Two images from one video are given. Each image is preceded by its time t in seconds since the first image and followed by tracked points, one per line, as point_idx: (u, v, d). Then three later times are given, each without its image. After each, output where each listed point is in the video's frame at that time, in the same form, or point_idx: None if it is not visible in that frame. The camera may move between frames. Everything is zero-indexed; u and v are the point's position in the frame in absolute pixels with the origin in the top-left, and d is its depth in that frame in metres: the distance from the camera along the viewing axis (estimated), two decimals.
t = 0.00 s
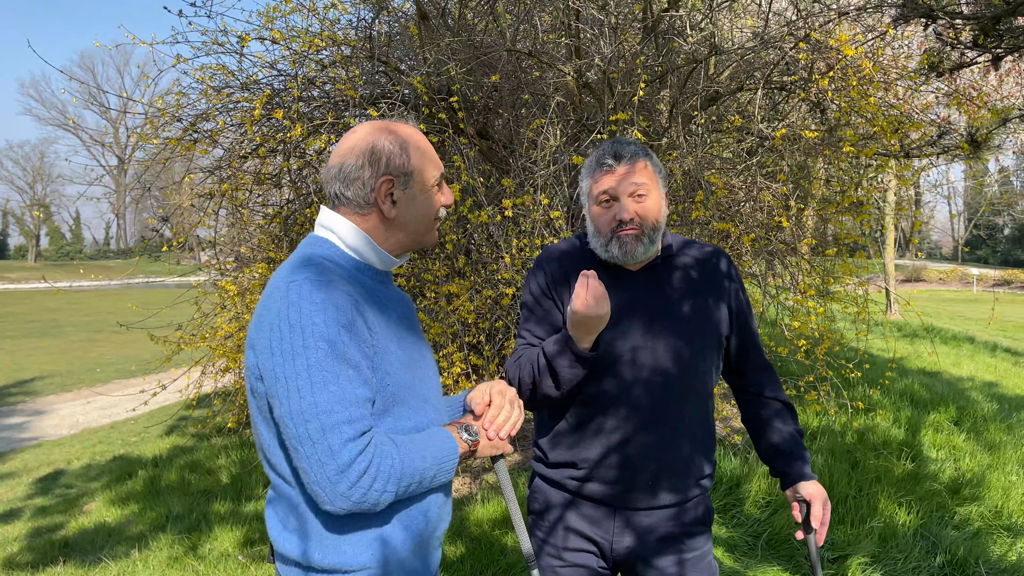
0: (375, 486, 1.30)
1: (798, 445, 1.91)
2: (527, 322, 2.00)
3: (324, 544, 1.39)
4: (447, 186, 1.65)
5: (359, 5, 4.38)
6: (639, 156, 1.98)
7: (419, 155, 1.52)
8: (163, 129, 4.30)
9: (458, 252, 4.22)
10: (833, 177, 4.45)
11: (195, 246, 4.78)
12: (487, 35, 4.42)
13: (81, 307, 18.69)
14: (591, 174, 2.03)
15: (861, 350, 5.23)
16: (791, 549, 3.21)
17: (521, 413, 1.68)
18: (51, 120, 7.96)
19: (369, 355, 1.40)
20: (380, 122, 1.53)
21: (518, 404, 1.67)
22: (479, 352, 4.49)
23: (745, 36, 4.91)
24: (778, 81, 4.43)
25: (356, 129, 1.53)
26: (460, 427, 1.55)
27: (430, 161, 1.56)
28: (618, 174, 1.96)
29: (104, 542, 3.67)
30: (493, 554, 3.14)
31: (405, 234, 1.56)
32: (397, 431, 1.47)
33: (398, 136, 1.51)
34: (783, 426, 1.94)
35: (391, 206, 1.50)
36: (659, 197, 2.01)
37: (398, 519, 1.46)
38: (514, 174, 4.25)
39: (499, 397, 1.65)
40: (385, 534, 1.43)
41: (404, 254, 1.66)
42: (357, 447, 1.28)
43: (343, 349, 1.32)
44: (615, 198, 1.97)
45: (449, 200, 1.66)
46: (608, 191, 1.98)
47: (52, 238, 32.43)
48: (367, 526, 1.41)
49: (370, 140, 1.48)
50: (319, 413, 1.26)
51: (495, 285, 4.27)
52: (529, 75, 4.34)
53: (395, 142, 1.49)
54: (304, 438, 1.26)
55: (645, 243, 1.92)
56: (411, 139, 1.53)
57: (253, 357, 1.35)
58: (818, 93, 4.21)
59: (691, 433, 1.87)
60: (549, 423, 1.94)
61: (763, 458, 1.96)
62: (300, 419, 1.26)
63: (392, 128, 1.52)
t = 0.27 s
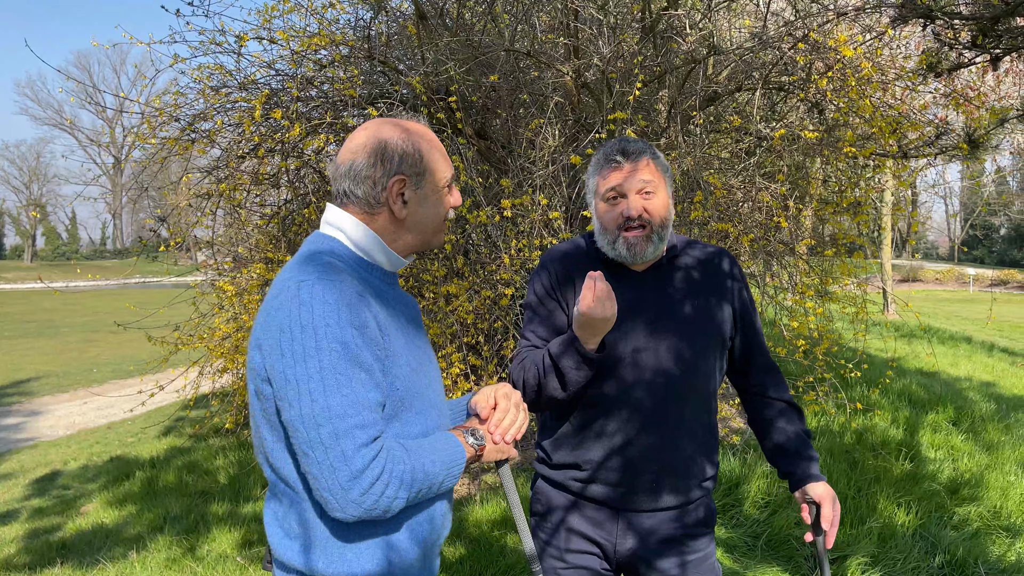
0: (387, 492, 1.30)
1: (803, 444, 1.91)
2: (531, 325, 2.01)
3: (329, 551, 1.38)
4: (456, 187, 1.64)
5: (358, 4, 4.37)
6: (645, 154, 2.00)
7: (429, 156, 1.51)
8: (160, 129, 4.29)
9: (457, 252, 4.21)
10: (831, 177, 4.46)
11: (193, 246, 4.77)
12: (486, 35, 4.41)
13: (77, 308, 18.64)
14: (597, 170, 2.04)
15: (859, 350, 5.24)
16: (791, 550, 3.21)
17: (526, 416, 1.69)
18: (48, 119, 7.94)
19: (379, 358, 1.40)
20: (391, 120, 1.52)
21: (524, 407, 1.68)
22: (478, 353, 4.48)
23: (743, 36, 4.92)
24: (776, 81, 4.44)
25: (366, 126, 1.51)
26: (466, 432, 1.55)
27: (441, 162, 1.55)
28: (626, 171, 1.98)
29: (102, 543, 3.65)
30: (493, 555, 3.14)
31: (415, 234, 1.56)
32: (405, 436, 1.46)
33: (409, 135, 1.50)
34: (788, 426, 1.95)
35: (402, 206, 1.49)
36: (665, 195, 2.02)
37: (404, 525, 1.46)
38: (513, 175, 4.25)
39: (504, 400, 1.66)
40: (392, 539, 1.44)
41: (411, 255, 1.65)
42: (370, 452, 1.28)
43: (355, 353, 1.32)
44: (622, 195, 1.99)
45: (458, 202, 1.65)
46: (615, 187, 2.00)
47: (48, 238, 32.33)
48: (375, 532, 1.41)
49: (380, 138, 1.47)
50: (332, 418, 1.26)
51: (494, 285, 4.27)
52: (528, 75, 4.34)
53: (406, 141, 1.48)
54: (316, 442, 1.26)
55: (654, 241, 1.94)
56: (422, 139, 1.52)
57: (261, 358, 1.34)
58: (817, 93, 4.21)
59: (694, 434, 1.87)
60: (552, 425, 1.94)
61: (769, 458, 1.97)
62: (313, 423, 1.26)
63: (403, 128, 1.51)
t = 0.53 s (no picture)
0: (395, 495, 1.30)
1: (807, 444, 1.92)
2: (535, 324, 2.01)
3: (336, 554, 1.38)
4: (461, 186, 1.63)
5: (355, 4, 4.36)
6: (642, 153, 2.00)
7: (434, 155, 1.51)
8: (158, 128, 4.28)
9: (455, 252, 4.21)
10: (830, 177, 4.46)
11: (190, 246, 4.76)
12: (483, 35, 4.41)
13: (74, 308, 18.58)
14: (595, 171, 2.06)
15: (857, 350, 5.25)
16: (791, 550, 3.21)
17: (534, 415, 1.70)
18: (45, 120, 7.93)
19: (385, 361, 1.40)
20: (395, 119, 1.51)
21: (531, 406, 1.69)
22: (476, 353, 4.48)
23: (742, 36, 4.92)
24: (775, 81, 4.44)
25: (369, 125, 1.51)
26: (474, 430, 1.55)
27: (446, 161, 1.55)
28: (622, 170, 1.99)
29: (99, 545, 3.64)
30: (492, 555, 3.14)
31: (419, 234, 1.55)
32: (411, 438, 1.46)
33: (414, 134, 1.49)
34: (792, 425, 1.95)
35: (406, 205, 1.49)
36: (665, 192, 2.02)
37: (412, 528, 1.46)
38: (512, 174, 4.25)
39: (511, 398, 1.66)
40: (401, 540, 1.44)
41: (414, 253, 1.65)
42: (378, 456, 1.27)
43: (361, 356, 1.32)
44: (620, 194, 2.00)
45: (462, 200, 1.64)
46: (612, 187, 2.01)
47: (44, 238, 32.26)
48: (383, 534, 1.41)
49: (385, 137, 1.46)
50: (339, 423, 1.25)
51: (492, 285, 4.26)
52: (526, 75, 4.33)
53: (411, 140, 1.48)
54: (323, 448, 1.25)
55: (653, 239, 1.93)
56: (427, 138, 1.51)
57: (266, 361, 1.33)
58: (815, 93, 4.22)
59: (696, 434, 1.87)
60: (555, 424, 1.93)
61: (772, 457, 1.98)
62: (320, 429, 1.25)
63: (408, 126, 1.50)
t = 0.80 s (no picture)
0: (396, 495, 1.29)
1: (808, 445, 1.92)
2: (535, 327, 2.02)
3: (340, 552, 1.38)
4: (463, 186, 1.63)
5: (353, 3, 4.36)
6: (635, 159, 1.99)
7: (435, 157, 1.50)
8: (155, 128, 4.27)
9: (453, 252, 4.20)
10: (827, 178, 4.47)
11: (188, 246, 4.75)
12: (481, 34, 4.41)
13: (71, 308, 18.53)
14: (588, 179, 2.06)
15: (855, 350, 5.25)
16: (788, 550, 3.21)
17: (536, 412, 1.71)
18: (42, 119, 7.91)
19: (387, 362, 1.39)
20: (397, 121, 1.51)
21: (534, 403, 1.70)
22: (474, 353, 4.47)
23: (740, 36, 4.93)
24: (772, 81, 4.44)
25: (371, 128, 1.51)
26: (476, 428, 1.54)
27: (448, 162, 1.54)
28: (617, 178, 1.99)
29: (95, 545, 3.63)
30: (490, 556, 3.14)
31: (420, 236, 1.55)
32: (414, 437, 1.46)
33: (415, 136, 1.49)
34: (793, 426, 1.95)
35: (408, 208, 1.48)
36: (661, 195, 2.02)
37: (415, 527, 1.46)
38: (510, 174, 4.24)
39: (514, 396, 1.66)
40: (405, 539, 1.43)
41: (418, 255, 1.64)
42: (379, 457, 1.27)
43: (363, 357, 1.31)
44: (616, 201, 1.99)
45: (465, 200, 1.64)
46: (608, 194, 2.00)
47: (40, 238, 32.18)
48: (387, 533, 1.40)
49: (386, 140, 1.46)
50: (341, 424, 1.25)
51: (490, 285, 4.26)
52: (524, 75, 4.33)
53: (412, 142, 1.47)
54: (325, 450, 1.25)
55: (653, 242, 1.93)
56: (429, 140, 1.51)
57: (269, 364, 1.33)
58: (813, 93, 4.23)
59: (696, 436, 1.86)
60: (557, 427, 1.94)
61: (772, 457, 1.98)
62: (322, 430, 1.25)
63: (410, 129, 1.50)
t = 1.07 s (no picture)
0: (392, 494, 1.29)
1: (809, 445, 1.92)
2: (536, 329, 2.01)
3: (340, 549, 1.37)
4: (461, 188, 1.62)
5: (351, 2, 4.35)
6: (642, 146, 2.08)
7: (432, 159, 1.50)
8: (152, 127, 4.26)
9: (451, 252, 4.20)
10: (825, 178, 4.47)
11: (185, 246, 4.74)
12: (479, 34, 4.41)
13: (67, 308, 18.48)
14: (595, 164, 2.12)
15: (853, 350, 5.26)
16: (787, 551, 3.20)
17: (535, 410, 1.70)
18: (38, 119, 7.89)
19: (384, 362, 1.39)
20: (394, 125, 1.50)
21: (533, 401, 1.70)
22: (472, 354, 4.47)
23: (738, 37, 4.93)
24: (771, 81, 4.45)
25: (368, 132, 1.50)
26: (474, 425, 1.54)
27: (445, 164, 1.53)
28: (623, 161, 2.05)
29: (91, 547, 3.62)
30: (488, 557, 3.13)
31: (418, 238, 1.54)
32: (412, 436, 1.45)
33: (409, 139, 1.48)
34: (796, 426, 1.95)
35: (405, 211, 1.48)
36: (664, 185, 2.08)
37: (415, 525, 1.45)
38: (508, 174, 4.24)
39: (512, 394, 1.67)
40: (403, 538, 1.42)
41: (417, 257, 1.64)
42: (373, 456, 1.26)
43: (358, 358, 1.31)
44: (620, 182, 2.05)
45: (463, 202, 1.63)
46: (613, 177, 2.06)
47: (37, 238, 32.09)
48: (385, 531, 1.40)
49: (382, 144, 1.46)
50: (335, 424, 1.25)
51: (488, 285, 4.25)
52: (522, 74, 4.33)
53: (408, 145, 1.47)
54: (320, 449, 1.25)
55: (655, 227, 1.95)
56: (425, 143, 1.50)
57: (268, 365, 1.33)
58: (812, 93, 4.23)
59: (697, 437, 1.86)
60: (561, 430, 1.95)
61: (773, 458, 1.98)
62: (317, 430, 1.25)
63: (406, 132, 1.49)
